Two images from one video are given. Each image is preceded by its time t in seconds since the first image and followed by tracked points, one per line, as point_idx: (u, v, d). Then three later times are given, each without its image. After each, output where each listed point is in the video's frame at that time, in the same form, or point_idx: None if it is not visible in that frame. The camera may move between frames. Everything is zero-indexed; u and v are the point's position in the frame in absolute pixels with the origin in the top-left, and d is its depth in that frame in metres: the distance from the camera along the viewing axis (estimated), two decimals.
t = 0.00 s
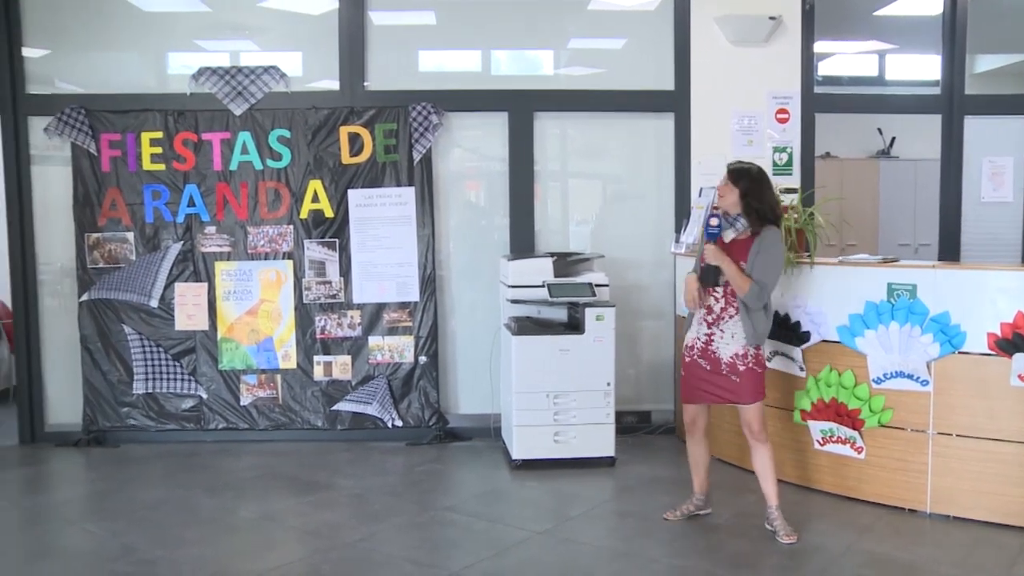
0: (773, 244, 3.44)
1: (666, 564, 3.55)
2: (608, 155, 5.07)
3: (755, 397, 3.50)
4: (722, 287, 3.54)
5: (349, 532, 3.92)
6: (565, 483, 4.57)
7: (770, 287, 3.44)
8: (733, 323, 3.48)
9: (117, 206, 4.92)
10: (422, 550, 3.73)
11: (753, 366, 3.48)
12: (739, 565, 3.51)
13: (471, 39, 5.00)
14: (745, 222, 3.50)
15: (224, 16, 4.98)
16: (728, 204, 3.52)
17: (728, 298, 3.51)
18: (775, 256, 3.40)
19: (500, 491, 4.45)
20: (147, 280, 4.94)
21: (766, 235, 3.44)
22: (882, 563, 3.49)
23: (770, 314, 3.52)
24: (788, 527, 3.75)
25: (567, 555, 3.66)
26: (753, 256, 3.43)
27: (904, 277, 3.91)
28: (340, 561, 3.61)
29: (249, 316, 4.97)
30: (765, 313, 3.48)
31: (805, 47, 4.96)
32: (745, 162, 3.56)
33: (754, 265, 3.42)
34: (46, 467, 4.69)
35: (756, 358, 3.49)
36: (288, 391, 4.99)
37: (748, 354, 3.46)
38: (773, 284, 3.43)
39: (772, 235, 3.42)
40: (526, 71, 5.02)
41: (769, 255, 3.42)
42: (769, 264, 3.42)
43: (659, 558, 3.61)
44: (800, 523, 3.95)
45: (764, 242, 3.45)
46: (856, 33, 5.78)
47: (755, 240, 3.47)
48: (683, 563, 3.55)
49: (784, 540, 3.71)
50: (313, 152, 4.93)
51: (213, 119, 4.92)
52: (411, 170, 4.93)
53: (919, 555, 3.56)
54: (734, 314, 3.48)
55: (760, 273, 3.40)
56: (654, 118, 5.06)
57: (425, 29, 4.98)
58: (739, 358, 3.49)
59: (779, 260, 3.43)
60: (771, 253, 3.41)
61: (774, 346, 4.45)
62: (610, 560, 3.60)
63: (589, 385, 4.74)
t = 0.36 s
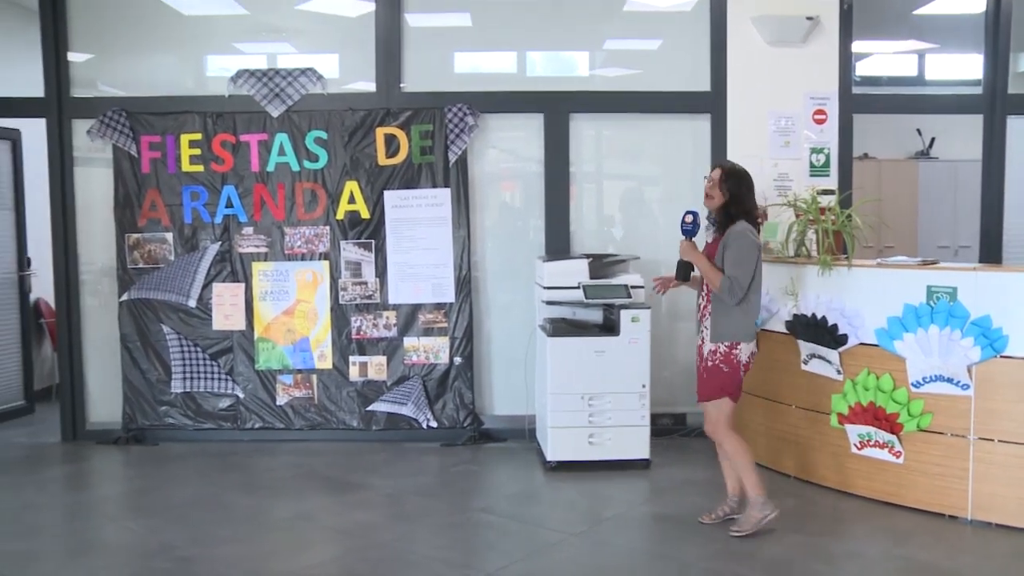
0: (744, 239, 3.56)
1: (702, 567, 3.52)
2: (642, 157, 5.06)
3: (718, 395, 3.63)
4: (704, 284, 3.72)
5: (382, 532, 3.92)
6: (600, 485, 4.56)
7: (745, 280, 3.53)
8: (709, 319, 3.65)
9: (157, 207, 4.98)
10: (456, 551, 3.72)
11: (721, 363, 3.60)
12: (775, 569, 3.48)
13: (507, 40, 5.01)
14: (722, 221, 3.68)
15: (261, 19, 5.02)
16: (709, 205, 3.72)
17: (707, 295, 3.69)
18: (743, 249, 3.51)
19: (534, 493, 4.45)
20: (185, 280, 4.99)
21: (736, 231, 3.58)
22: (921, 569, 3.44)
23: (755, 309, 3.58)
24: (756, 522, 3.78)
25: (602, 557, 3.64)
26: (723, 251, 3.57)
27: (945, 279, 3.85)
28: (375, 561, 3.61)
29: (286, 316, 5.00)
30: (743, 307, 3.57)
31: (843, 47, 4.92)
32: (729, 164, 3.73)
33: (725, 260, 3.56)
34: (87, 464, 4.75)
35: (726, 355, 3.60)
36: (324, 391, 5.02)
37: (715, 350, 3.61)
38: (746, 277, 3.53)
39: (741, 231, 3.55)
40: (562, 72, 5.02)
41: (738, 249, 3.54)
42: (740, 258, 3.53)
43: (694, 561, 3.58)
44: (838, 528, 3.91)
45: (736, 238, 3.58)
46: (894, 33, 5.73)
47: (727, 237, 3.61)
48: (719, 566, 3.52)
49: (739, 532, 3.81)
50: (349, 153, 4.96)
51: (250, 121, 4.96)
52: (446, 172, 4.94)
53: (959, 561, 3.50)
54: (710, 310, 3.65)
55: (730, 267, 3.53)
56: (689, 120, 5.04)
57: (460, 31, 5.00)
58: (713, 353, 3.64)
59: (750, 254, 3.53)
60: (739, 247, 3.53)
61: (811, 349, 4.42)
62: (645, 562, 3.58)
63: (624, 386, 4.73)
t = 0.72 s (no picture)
0: (720, 249, 3.62)
1: None
2: (667, 167, 5.05)
3: (696, 405, 3.70)
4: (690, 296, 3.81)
5: (405, 540, 3.92)
6: (622, 496, 4.54)
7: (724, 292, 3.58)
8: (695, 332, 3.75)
9: (184, 214, 5.01)
10: (478, 560, 3.71)
11: (700, 377, 3.70)
12: None
13: (532, 50, 5.02)
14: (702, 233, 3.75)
15: (289, 28, 5.06)
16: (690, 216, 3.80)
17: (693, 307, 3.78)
18: (720, 261, 3.57)
19: (556, 502, 4.43)
20: (210, 287, 5.02)
21: (713, 242, 3.64)
22: None
23: (735, 321, 3.63)
24: (640, 521, 3.99)
25: (625, 567, 3.62)
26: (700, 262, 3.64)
27: (972, 291, 3.80)
28: (397, 568, 3.60)
29: (310, 323, 5.02)
30: (724, 318, 3.64)
31: (871, 58, 4.90)
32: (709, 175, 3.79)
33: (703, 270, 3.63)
34: (112, 468, 4.79)
35: (706, 368, 3.69)
36: (347, 399, 5.04)
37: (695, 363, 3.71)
38: (724, 289, 3.58)
39: (716, 241, 3.61)
40: (587, 82, 5.02)
41: (715, 259, 3.60)
42: (717, 268, 3.59)
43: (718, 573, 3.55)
44: (863, 541, 3.87)
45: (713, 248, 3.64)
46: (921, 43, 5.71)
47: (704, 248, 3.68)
48: None
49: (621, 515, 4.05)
50: (374, 162, 4.98)
51: (277, 129, 4.99)
52: (471, 181, 4.96)
53: None
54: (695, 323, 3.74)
55: (706, 278, 3.59)
56: (714, 130, 5.03)
57: (486, 41, 5.01)
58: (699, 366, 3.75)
59: (726, 265, 3.58)
60: (715, 258, 3.59)
61: (835, 361, 4.37)
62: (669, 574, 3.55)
63: (647, 397, 4.71)
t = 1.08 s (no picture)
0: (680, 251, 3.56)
1: None
2: (688, 171, 5.04)
3: (665, 411, 3.62)
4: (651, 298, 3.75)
5: (425, 543, 3.92)
6: (642, 500, 4.53)
7: (678, 293, 3.51)
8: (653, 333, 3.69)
9: (206, 218, 5.05)
10: (499, 564, 3.70)
11: (659, 380, 3.61)
12: None
13: (553, 54, 5.02)
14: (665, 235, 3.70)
15: (310, 33, 5.08)
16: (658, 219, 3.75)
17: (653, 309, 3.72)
18: (675, 262, 3.51)
19: (577, 506, 4.43)
20: (233, 291, 5.05)
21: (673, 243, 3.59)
22: None
23: (689, 323, 3.54)
24: (656, 536, 3.92)
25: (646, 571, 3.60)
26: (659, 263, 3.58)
27: (998, 295, 3.77)
28: (417, 572, 3.60)
29: (331, 327, 5.04)
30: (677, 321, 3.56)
31: (894, 60, 4.86)
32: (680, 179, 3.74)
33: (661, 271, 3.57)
34: (135, 470, 4.82)
35: (662, 371, 3.60)
36: (368, 402, 5.05)
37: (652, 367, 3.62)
38: (678, 292, 3.51)
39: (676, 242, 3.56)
40: (607, 86, 5.02)
41: (672, 260, 3.54)
42: (674, 270, 3.53)
43: None
44: (887, 547, 3.84)
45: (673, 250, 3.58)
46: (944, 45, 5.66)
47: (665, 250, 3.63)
48: None
49: (634, 536, 3.97)
50: (395, 166, 4.99)
51: (299, 134, 5.01)
52: (492, 184, 4.96)
53: None
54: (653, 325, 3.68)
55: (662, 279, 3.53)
56: (735, 133, 5.01)
57: (507, 45, 5.02)
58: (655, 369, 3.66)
59: (681, 266, 3.52)
60: (672, 259, 3.54)
61: (858, 365, 4.33)
62: None
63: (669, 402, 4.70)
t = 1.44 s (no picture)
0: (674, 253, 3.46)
1: None
2: (722, 168, 4.80)
3: (669, 418, 3.55)
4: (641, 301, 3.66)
5: (446, 560, 3.68)
6: (675, 515, 4.27)
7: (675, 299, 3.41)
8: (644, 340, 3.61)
9: (219, 218, 4.84)
10: None
11: (659, 388, 3.55)
12: None
13: (582, 46, 4.79)
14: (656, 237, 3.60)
15: (327, 24, 4.87)
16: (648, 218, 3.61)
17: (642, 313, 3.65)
18: (670, 265, 3.41)
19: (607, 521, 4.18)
20: (246, 293, 4.85)
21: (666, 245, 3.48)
22: None
23: (684, 328, 3.47)
24: (691, 553, 3.66)
25: None
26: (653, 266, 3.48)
27: None
28: None
29: (349, 331, 4.83)
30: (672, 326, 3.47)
31: (942, 50, 4.60)
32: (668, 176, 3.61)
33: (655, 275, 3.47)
34: (143, 480, 4.61)
35: (663, 378, 3.53)
36: (388, 410, 4.83)
37: (652, 375, 3.55)
38: (676, 296, 3.42)
39: (671, 244, 3.45)
40: (638, 79, 4.79)
41: (666, 263, 3.44)
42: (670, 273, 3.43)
43: None
44: (942, 568, 3.57)
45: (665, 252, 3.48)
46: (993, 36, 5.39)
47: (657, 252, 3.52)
48: None
49: (667, 552, 3.68)
50: (416, 163, 4.77)
51: (315, 130, 4.80)
52: (517, 182, 4.73)
53: None
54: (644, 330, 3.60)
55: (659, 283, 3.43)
56: (773, 128, 4.76)
57: (533, 36, 4.79)
58: (650, 377, 3.58)
59: (678, 271, 3.41)
60: (668, 262, 3.43)
61: (906, 374, 4.06)
62: None
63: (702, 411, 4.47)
